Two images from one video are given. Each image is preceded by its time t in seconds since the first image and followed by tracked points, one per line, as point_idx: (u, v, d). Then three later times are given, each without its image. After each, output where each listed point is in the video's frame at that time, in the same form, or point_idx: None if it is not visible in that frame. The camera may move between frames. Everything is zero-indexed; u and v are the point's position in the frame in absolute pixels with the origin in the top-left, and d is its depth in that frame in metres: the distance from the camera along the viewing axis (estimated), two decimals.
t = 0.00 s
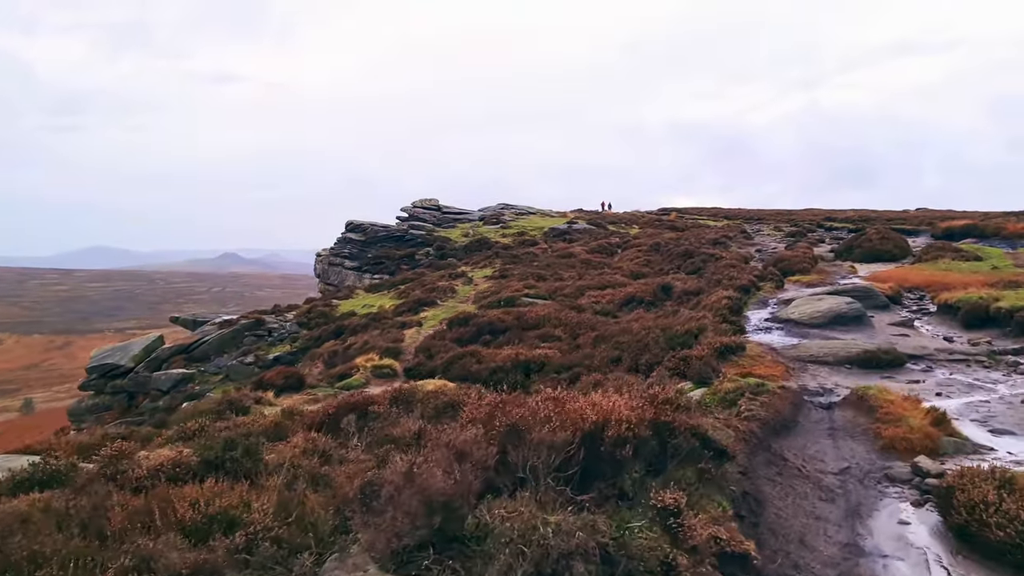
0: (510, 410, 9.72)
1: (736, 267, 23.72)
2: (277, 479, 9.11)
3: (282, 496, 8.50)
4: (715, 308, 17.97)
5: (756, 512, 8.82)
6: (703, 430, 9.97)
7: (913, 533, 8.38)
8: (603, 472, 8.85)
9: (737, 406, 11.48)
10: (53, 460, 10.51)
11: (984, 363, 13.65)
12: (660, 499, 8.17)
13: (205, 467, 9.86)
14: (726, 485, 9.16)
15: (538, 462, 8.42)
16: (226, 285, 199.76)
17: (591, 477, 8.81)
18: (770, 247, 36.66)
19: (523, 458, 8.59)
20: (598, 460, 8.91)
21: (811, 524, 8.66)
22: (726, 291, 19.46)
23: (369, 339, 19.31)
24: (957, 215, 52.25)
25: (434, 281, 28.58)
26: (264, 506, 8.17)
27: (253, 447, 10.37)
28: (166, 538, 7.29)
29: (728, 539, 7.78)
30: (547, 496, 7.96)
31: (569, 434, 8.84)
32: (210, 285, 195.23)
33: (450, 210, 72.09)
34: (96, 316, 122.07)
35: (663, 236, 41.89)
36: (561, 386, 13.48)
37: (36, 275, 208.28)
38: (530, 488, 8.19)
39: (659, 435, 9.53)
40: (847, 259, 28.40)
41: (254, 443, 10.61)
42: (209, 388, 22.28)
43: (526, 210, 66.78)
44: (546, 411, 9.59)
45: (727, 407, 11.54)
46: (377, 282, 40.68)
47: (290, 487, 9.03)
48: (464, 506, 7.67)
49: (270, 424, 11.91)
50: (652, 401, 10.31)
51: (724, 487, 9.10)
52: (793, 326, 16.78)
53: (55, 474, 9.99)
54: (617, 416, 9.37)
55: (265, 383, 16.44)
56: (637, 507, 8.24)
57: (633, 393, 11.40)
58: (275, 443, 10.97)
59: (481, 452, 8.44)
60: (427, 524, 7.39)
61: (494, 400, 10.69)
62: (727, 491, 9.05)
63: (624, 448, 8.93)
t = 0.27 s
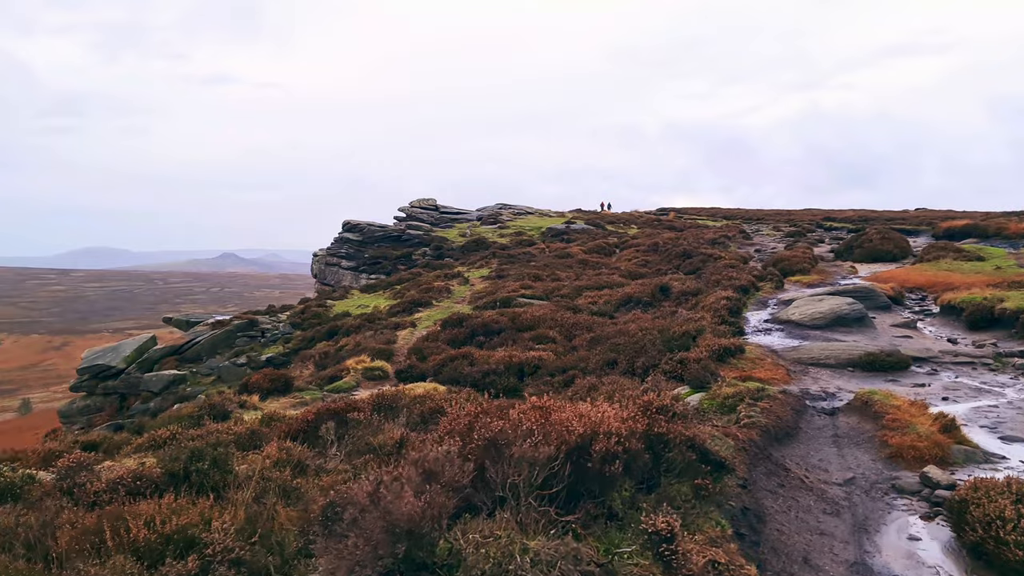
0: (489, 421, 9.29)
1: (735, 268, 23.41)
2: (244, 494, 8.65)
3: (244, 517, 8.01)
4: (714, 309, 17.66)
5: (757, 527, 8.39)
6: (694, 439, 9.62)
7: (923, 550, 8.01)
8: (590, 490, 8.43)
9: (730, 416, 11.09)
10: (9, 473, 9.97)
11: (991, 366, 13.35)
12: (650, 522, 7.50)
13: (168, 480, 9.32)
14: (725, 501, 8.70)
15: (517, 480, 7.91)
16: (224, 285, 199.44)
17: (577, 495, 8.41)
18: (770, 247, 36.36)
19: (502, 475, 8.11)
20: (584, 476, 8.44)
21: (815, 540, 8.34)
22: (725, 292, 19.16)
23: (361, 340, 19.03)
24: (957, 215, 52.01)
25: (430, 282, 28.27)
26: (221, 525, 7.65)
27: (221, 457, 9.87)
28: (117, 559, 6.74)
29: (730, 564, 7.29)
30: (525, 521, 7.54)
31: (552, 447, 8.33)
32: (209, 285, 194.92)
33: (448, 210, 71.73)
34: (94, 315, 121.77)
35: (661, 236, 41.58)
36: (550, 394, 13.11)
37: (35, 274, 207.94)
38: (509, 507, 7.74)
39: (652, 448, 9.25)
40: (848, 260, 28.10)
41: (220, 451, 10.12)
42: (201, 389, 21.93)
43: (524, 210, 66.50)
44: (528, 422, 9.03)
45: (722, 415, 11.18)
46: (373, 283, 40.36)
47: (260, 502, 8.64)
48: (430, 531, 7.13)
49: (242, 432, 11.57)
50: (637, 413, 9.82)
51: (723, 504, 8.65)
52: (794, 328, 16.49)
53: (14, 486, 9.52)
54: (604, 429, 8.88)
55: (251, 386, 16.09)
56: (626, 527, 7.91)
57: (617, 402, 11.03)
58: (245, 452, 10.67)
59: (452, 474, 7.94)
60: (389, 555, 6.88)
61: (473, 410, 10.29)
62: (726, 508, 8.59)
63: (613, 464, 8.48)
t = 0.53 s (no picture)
0: (470, 447, 8.87)
1: (735, 269, 23.10)
2: (208, 520, 8.21)
3: (207, 544, 7.51)
4: (713, 312, 17.36)
5: (761, 558, 7.96)
6: (692, 461, 9.20)
7: None
8: (580, 523, 8.13)
9: (728, 432, 10.72)
10: None
11: (999, 372, 13.04)
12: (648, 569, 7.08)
13: (127, 504, 8.81)
14: (730, 527, 8.21)
15: (498, 516, 7.64)
16: (222, 285, 199.09)
17: (564, 529, 8.07)
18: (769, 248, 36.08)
19: (479, 509, 7.85)
20: (573, 510, 8.18)
21: (823, 567, 7.98)
22: (725, 294, 18.84)
23: (353, 344, 18.75)
24: (956, 216, 51.79)
25: (426, 283, 27.96)
26: (174, 551, 7.14)
27: (184, 479, 9.43)
28: None
29: None
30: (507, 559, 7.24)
31: (534, 481, 8.03)
32: (206, 285, 194.53)
33: (446, 210, 71.36)
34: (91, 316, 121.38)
35: (659, 237, 41.27)
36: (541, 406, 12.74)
37: (32, 275, 207.48)
38: (487, 548, 7.40)
39: (648, 474, 8.93)
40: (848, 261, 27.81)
41: (182, 471, 9.67)
42: (192, 393, 21.59)
43: (522, 210, 66.23)
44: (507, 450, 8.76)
45: (718, 430, 10.84)
46: (370, 284, 40.02)
47: (225, 525, 8.22)
48: None
49: (217, 447, 11.23)
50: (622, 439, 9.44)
51: (729, 531, 8.16)
52: (795, 332, 16.19)
53: None
54: (594, 457, 8.66)
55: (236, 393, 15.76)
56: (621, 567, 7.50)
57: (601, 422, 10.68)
58: (213, 470, 10.30)
59: (420, 512, 7.58)
60: None
61: (453, 431, 9.78)
62: (730, 536, 8.10)
63: (604, 496, 8.19)
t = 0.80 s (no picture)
0: (442, 470, 8.49)
1: (734, 270, 22.79)
2: (168, 540, 7.94)
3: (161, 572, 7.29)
4: (712, 314, 17.05)
5: None
6: (688, 482, 8.85)
7: None
8: (567, 559, 7.78)
9: (721, 445, 10.41)
10: None
11: (1007, 378, 12.73)
12: None
13: (81, 525, 8.53)
14: (729, 559, 7.86)
15: (470, 553, 7.18)
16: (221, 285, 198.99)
17: (543, 565, 7.76)
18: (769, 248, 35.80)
19: (448, 542, 7.38)
20: (554, 542, 7.85)
21: None
22: (724, 295, 18.55)
23: (345, 348, 18.54)
24: (958, 216, 51.46)
25: (422, 284, 27.67)
26: None
27: (142, 498, 8.98)
28: None
29: None
30: None
31: (512, 511, 7.59)
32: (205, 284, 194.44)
33: (445, 210, 71.07)
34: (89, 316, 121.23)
35: (658, 237, 40.97)
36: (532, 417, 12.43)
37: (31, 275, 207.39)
38: None
39: (642, 503, 8.48)
40: (849, 261, 27.51)
41: (138, 490, 9.19)
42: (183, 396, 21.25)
43: (521, 211, 65.99)
44: (483, 477, 8.22)
45: (710, 441, 10.55)
46: (366, 285, 39.72)
47: (186, 551, 7.88)
48: None
49: (192, 456, 11.13)
50: (611, 461, 9.09)
51: (729, 564, 7.80)
52: (795, 334, 15.90)
53: None
54: (579, 484, 8.28)
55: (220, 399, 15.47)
56: None
57: (584, 438, 10.37)
58: (176, 487, 10.00)
59: (374, 556, 6.96)
60: None
61: (427, 451, 9.30)
62: (733, 569, 7.73)
63: (590, 529, 7.84)
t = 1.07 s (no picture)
0: (398, 500, 8.23)
1: (733, 270, 22.46)
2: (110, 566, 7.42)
3: None
4: (711, 314, 16.71)
5: None
6: (683, 505, 8.47)
7: None
8: None
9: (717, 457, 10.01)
10: None
11: (1016, 380, 12.41)
12: None
13: (24, 549, 7.87)
14: None
15: None
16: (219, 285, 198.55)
17: None
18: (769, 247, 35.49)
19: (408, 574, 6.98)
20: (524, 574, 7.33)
21: None
22: (723, 295, 18.21)
23: (335, 349, 18.31)
24: (959, 215, 51.18)
25: (417, 284, 27.33)
26: None
27: (88, 518, 8.66)
28: None
29: None
30: None
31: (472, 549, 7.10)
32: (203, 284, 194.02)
33: (442, 210, 70.70)
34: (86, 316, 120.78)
35: (656, 236, 40.65)
36: (522, 423, 12.11)
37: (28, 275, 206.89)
38: None
39: (626, 528, 8.08)
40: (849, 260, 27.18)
41: (84, 508, 8.84)
42: (173, 397, 20.83)
43: (519, 210, 65.67)
44: (449, 506, 7.91)
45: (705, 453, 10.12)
46: (362, 285, 39.37)
47: None
48: None
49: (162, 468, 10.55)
50: (590, 474, 8.89)
51: None
52: (796, 335, 15.56)
53: None
54: (556, 512, 7.80)
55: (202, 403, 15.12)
56: None
57: (568, 451, 9.97)
58: (127, 505, 9.38)
59: None
60: None
61: (389, 472, 9.07)
62: None
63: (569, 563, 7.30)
